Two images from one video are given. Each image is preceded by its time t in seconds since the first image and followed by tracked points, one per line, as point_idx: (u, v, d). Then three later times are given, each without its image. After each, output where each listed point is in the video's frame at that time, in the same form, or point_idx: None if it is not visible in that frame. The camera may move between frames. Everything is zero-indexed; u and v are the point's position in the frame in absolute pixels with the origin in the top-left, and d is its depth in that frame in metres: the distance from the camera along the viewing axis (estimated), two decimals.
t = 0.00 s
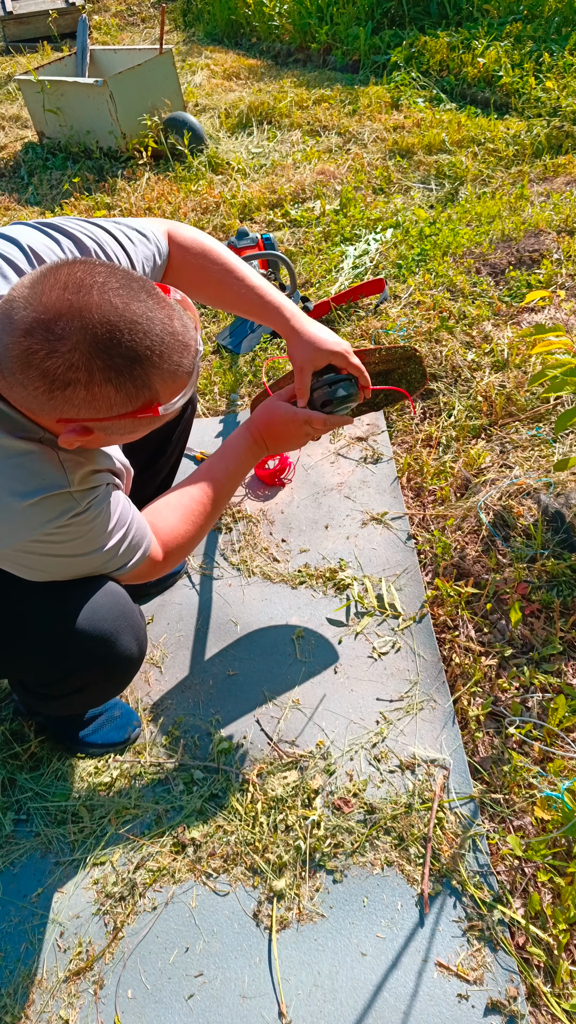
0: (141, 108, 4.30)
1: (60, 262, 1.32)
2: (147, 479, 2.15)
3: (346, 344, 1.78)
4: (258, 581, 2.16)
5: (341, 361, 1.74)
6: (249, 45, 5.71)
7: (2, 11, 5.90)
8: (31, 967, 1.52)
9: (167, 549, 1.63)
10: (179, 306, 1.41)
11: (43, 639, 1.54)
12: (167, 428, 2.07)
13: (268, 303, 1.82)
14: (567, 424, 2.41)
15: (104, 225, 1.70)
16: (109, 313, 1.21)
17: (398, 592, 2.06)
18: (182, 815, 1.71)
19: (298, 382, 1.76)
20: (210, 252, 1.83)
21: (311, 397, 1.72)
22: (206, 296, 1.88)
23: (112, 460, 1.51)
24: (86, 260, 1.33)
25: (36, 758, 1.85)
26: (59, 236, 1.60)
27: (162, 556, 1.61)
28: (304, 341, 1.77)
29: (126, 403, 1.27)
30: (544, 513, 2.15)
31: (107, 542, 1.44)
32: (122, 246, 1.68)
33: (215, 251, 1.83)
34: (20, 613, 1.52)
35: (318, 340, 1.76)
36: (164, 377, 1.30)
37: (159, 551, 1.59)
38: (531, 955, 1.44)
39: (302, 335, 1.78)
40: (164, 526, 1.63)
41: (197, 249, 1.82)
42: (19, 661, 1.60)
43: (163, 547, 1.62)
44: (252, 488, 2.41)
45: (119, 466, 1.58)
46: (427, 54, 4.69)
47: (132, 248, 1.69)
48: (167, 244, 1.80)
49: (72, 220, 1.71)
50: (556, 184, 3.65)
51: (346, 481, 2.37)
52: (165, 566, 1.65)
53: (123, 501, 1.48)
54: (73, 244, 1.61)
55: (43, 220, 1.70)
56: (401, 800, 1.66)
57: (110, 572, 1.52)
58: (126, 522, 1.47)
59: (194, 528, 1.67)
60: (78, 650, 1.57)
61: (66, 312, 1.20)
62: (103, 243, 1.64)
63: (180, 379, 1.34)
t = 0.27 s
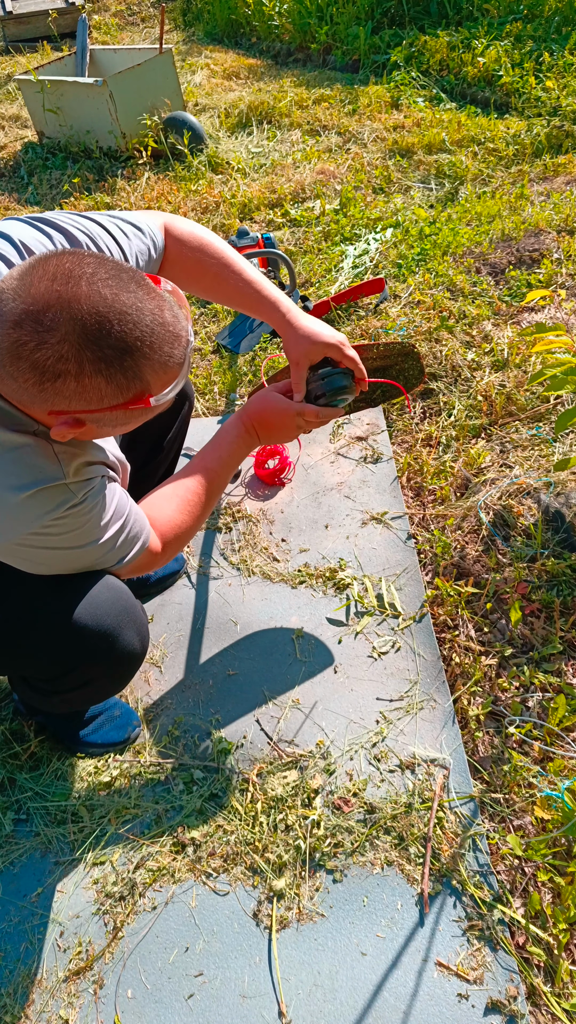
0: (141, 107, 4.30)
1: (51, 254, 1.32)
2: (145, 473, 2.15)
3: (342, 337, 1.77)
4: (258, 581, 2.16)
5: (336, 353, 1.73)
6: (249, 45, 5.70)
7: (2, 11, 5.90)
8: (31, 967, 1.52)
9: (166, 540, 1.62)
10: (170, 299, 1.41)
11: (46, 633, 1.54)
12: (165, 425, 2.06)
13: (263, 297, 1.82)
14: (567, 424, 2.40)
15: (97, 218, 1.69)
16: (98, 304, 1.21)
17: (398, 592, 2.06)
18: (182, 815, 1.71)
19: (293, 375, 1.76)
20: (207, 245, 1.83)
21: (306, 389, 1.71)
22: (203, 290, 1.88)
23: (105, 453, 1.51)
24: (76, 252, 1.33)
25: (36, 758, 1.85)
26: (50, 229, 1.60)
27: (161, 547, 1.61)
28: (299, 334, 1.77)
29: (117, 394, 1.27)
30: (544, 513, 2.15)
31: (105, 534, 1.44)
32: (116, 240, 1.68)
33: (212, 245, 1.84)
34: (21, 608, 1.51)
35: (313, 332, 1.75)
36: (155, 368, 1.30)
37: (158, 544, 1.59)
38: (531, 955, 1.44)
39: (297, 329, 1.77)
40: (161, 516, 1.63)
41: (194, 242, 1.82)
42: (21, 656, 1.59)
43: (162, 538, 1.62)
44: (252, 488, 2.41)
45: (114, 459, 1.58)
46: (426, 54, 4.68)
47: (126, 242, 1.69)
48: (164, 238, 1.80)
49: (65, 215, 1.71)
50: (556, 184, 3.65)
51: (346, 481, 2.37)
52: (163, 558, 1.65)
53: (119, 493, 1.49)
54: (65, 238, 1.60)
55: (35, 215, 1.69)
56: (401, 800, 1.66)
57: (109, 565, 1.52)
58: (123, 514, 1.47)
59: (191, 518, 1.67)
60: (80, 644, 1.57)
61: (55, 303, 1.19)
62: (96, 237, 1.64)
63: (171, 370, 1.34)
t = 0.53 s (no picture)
0: (141, 108, 4.30)
1: (46, 255, 1.32)
2: (144, 474, 2.15)
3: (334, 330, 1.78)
4: (258, 581, 2.16)
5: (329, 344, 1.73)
6: (249, 45, 5.71)
7: (2, 11, 5.90)
8: (31, 967, 1.52)
9: (161, 541, 1.63)
10: (165, 299, 1.41)
11: (45, 632, 1.54)
12: (163, 425, 2.06)
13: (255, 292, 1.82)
14: (567, 424, 2.41)
15: (92, 219, 1.70)
16: (94, 305, 1.21)
17: (398, 592, 2.06)
18: (182, 815, 1.71)
19: (287, 369, 1.75)
20: (198, 244, 1.83)
21: (300, 382, 1.71)
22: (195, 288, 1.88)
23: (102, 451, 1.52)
24: (71, 253, 1.33)
25: (36, 758, 1.85)
26: (47, 229, 1.60)
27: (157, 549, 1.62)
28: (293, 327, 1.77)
29: (113, 395, 1.27)
30: (544, 513, 2.15)
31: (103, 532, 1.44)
32: (111, 240, 1.68)
33: (203, 243, 1.83)
34: (20, 606, 1.52)
35: (306, 325, 1.75)
36: (150, 369, 1.30)
37: (153, 549, 1.60)
38: (531, 955, 1.44)
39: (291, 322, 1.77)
40: (158, 518, 1.63)
41: (185, 241, 1.82)
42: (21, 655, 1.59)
43: (158, 541, 1.62)
44: (252, 488, 2.41)
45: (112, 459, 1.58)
46: (426, 54, 4.69)
47: (121, 242, 1.69)
48: (156, 237, 1.80)
49: (59, 216, 1.71)
50: (556, 184, 3.65)
51: (346, 481, 2.37)
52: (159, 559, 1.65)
53: (115, 494, 1.49)
54: (61, 238, 1.60)
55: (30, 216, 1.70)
56: (401, 800, 1.66)
57: (106, 565, 1.52)
58: (120, 513, 1.47)
59: (189, 521, 1.67)
60: (78, 644, 1.57)
61: (50, 305, 1.19)
62: (92, 237, 1.64)
63: (166, 372, 1.34)
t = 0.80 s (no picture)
0: (141, 107, 4.30)
1: (49, 256, 1.32)
2: (144, 474, 2.15)
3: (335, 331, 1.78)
4: (258, 581, 2.16)
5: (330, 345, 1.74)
6: (249, 45, 5.70)
7: (2, 11, 5.90)
8: (31, 967, 1.52)
9: (165, 544, 1.63)
10: (168, 301, 1.41)
11: (48, 633, 1.54)
12: (163, 424, 2.07)
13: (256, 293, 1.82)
14: (567, 424, 2.40)
15: (90, 218, 1.70)
16: (97, 307, 1.21)
17: (398, 592, 2.06)
18: (182, 815, 1.71)
19: (288, 370, 1.75)
20: (198, 245, 1.83)
21: (301, 382, 1.71)
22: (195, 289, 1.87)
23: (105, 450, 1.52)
24: (74, 254, 1.33)
25: (36, 758, 1.85)
26: (47, 229, 1.59)
27: (161, 551, 1.62)
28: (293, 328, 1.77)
29: (115, 397, 1.27)
30: (544, 513, 2.15)
31: (106, 534, 1.44)
32: (111, 240, 1.68)
33: (203, 244, 1.83)
34: (22, 606, 1.51)
35: (306, 326, 1.75)
36: (153, 370, 1.30)
37: (157, 549, 1.60)
38: (531, 955, 1.44)
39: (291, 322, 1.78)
40: (162, 521, 1.63)
41: (186, 242, 1.82)
42: (23, 656, 1.59)
43: (162, 543, 1.63)
44: (252, 488, 2.41)
45: (114, 460, 1.58)
46: (427, 54, 4.68)
47: (121, 242, 1.69)
48: (156, 238, 1.80)
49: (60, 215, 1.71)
50: (556, 184, 3.65)
51: (346, 481, 2.37)
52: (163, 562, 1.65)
53: (118, 494, 1.48)
54: (61, 238, 1.60)
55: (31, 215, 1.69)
56: (401, 800, 1.66)
57: (110, 566, 1.52)
58: (123, 514, 1.47)
59: (194, 523, 1.67)
60: (82, 643, 1.57)
61: (54, 306, 1.19)
62: (92, 237, 1.64)
63: (169, 373, 1.34)
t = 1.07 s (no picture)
0: (141, 108, 4.30)
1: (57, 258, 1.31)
2: (145, 472, 2.14)
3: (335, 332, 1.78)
4: (258, 581, 2.16)
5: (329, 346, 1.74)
6: (249, 45, 5.70)
7: (2, 11, 5.90)
8: (31, 967, 1.52)
9: (167, 534, 1.62)
10: (176, 303, 1.41)
11: (55, 632, 1.54)
12: (166, 426, 2.06)
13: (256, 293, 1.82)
14: (567, 424, 2.40)
15: (92, 216, 1.69)
16: (109, 311, 1.21)
17: (398, 592, 2.06)
18: (182, 815, 1.71)
19: (287, 369, 1.75)
20: (198, 244, 1.83)
21: (300, 381, 1.71)
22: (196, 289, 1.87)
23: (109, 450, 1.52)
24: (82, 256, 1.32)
25: (36, 758, 1.85)
26: (50, 227, 1.59)
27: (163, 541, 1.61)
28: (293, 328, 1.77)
29: (125, 400, 1.27)
30: (544, 513, 2.15)
31: (112, 534, 1.44)
32: (114, 238, 1.68)
33: (204, 244, 1.83)
34: (29, 607, 1.50)
35: (306, 326, 1.75)
36: (163, 374, 1.31)
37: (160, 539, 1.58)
38: (531, 955, 1.44)
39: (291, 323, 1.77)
40: (163, 512, 1.62)
41: (186, 242, 1.82)
42: (29, 655, 1.58)
43: (164, 534, 1.62)
44: (252, 488, 2.41)
45: (117, 458, 1.57)
46: (426, 54, 4.69)
47: (124, 240, 1.69)
48: (158, 238, 1.80)
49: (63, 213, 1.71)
50: (556, 184, 3.65)
51: (346, 481, 2.37)
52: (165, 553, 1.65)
53: (123, 494, 1.48)
54: (65, 236, 1.60)
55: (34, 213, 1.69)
56: (401, 800, 1.66)
57: (117, 564, 1.52)
58: (127, 512, 1.46)
59: (194, 512, 1.67)
60: (89, 641, 1.58)
61: (65, 312, 1.19)
62: (96, 235, 1.64)
63: (178, 376, 1.35)
